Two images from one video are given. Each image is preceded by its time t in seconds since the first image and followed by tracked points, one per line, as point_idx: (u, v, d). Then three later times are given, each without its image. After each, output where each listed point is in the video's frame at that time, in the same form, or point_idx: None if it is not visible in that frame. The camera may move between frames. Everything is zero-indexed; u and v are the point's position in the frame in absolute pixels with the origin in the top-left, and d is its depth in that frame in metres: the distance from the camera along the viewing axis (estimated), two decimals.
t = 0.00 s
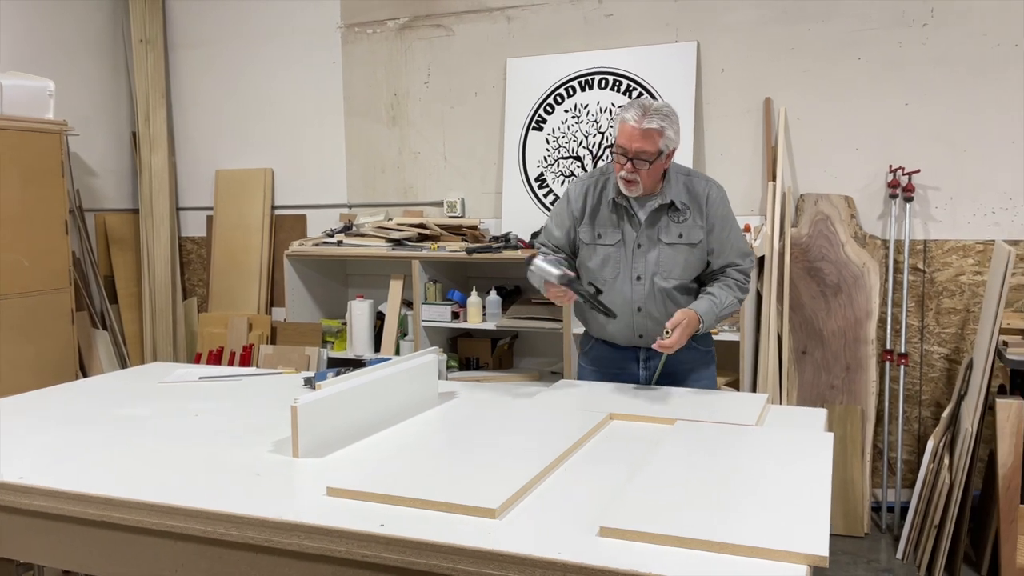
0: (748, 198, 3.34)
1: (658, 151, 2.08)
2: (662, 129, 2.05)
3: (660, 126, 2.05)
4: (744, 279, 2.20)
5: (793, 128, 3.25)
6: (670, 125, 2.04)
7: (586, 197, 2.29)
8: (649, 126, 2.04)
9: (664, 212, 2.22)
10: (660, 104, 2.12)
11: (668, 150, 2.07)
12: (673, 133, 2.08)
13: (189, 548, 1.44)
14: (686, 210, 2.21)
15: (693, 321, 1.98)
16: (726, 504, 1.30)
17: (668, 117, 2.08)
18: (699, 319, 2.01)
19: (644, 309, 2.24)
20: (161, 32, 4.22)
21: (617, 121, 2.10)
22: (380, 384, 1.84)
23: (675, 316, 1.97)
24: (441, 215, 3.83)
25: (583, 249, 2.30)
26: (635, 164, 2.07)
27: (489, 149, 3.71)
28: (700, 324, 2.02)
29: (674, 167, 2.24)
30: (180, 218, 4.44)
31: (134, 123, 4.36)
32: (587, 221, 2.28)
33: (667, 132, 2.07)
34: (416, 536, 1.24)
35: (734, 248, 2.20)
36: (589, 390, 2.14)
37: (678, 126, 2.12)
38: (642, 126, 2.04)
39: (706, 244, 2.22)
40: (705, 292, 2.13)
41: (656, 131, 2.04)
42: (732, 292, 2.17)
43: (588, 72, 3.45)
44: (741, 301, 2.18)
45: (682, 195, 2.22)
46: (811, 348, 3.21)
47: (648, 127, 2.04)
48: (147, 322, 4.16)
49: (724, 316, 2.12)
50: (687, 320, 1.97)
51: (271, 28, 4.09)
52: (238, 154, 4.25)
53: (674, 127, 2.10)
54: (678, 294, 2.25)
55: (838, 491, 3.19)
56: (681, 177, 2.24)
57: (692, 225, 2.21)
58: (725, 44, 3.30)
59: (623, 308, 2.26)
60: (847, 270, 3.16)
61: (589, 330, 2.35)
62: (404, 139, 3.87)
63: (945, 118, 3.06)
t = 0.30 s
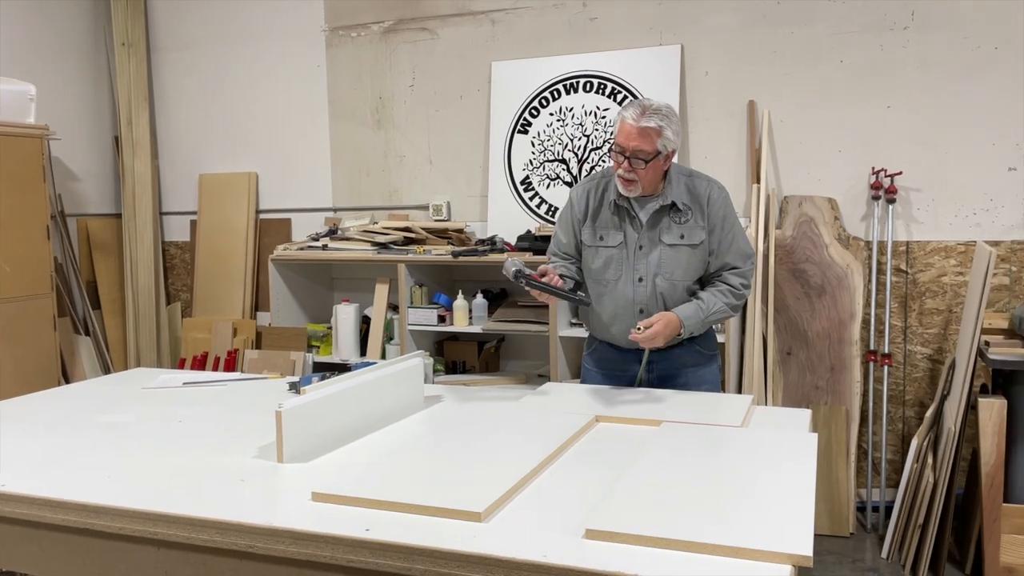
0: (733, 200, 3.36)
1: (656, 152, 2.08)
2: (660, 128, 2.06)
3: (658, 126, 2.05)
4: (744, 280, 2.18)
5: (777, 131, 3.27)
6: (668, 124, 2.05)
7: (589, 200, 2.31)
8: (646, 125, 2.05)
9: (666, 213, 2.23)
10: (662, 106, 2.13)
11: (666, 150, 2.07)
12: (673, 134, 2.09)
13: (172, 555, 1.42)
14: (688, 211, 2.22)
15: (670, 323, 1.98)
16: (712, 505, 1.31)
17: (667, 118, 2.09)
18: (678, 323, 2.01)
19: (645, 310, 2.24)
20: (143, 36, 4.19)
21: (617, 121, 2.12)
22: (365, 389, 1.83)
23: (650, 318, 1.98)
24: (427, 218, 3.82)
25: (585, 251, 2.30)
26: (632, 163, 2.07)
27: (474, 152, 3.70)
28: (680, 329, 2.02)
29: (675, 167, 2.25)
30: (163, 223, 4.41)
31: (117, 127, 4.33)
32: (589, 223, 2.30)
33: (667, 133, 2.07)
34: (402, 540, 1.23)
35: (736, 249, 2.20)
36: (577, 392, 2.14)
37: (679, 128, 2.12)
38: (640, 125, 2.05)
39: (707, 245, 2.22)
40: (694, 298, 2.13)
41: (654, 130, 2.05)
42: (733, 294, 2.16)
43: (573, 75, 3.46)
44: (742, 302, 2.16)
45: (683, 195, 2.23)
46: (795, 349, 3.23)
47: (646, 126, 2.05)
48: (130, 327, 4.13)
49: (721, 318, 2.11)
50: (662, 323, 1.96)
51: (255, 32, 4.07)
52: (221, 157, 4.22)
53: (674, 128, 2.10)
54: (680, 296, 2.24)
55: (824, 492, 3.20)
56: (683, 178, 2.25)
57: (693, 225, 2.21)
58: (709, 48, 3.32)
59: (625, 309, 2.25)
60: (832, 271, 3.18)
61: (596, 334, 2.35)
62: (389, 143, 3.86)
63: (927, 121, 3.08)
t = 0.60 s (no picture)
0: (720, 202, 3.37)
1: (647, 154, 2.08)
2: (650, 131, 2.06)
3: (648, 128, 2.06)
4: (734, 284, 2.18)
5: (764, 133, 3.28)
6: (658, 127, 2.05)
7: (583, 203, 2.31)
8: (636, 128, 2.05)
9: (658, 216, 2.22)
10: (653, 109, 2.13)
11: (656, 152, 2.07)
12: (663, 137, 2.09)
13: (160, 560, 1.41)
14: (680, 214, 2.21)
15: (652, 325, 2.00)
16: (700, 505, 1.31)
17: (658, 121, 2.09)
18: (662, 325, 2.02)
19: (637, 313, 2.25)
20: (129, 38, 4.17)
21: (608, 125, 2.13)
22: (354, 393, 1.82)
23: (633, 318, 2.00)
24: (415, 221, 3.81)
25: (578, 253, 2.30)
26: (622, 166, 2.08)
27: (463, 155, 3.70)
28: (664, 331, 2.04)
29: (668, 169, 2.24)
30: (150, 227, 4.38)
31: (102, 130, 4.30)
32: (583, 225, 2.30)
33: (657, 135, 2.08)
34: (391, 544, 1.23)
35: (727, 253, 2.20)
36: (566, 394, 2.14)
37: (670, 131, 2.13)
38: (630, 128, 2.05)
39: (700, 248, 2.21)
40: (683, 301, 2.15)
41: (644, 133, 2.06)
42: (722, 297, 2.17)
43: (561, 77, 3.46)
44: (732, 307, 2.17)
45: (676, 198, 2.22)
46: (783, 350, 3.24)
47: (635, 129, 2.06)
48: (116, 332, 4.10)
49: (709, 322, 2.13)
50: (644, 323, 1.99)
51: (242, 35, 4.06)
52: (208, 160, 4.21)
53: (664, 131, 2.10)
54: (672, 299, 2.25)
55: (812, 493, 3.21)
56: (676, 180, 2.24)
57: (685, 229, 2.20)
58: (696, 50, 3.33)
59: (618, 312, 2.26)
60: (818, 273, 3.19)
61: (590, 336, 2.37)
62: (377, 145, 3.85)
63: (912, 122, 3.11)
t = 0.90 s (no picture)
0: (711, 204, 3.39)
1: (636, 161, 2.09)
2: (638, 139, 2.06)
3: (636, 136, 2.05)
4: (719, 285, 2.17)
5: (754, 135, 3.29)
6: (646, 135, 2.04)
7: (572, 206, 2.32)
8: (624, 137, 2.05)
9: (646, 218, 2.23)
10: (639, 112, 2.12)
11: (646, 159, 2.07)
12: (651, 142, 2.09)
13: (149, 564, 1.41)
14: (668, 216, 2.21)
15: (630, 319, 2.00)
16: (687, 506, 1.31)
17: (644, 126, 2.08)
18: (640, 319, 2.02)
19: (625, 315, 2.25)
20: (118, 40, 4.16)
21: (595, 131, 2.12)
22: (344, 396, 1.81)
23: (611, 312, 2.01)
24: (406, 222, 3.81)
25: (567, 256, 2.31)
26: (612, 175, 2.08)
27: (454, 157, 3.70)
28: (643, 326, 2.03)
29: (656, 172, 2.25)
30: (139, 229, 4.36)
31: (91, 131, 4.29)
32: (571, 228, 2.30)
33: (645, 141, 2.07)
34: (381, 546, 1.22)
35: (713, 255, 2.19)
36: (558, 397, 2.14)
37: (657, 134, 2.12)
38: (618, 138, 2.05)
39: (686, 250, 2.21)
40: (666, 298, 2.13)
41: (631, 141, 2.05)
42: (705, 297, 2.14)
43: (553, 79, 3.47)
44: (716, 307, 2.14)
45: (664, 201, 2.23)
46: (773, 351, 3.25)
47: (624, 138, 2.05)
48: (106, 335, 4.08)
49: (691, 322, 2.10)
50: (622, 317, 2.00)
51: (232, 37, 4.05)
52: (198, 163, 4.19)
53: (651, 135, 2.10)
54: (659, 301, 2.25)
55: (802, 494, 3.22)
56: (664, 183, 2.25)
57: (673, 231, 2.20)
58: (686, 53, 3.34)
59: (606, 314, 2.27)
60: (809, 274, 3.22)
61: (580, 338, 2.36)
62: (368, 147, 3.85)
63: (901, 124, 3.12)
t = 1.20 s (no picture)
0: (705, 205, 3.40)
1: (622, 177, 2.07)
2: (623, 157, 2.03)
3: (620, 156, 2.02)
4: (702, 287, 2.17)
5: (748, 136, 3.30)
6: (630, 154, 2.01)
7: (559, 209, 2.32)
8: (608, 159, 2.01)
9: (633, 222, 2.23)
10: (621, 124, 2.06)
11: (632, 175, 2.05)
12: (636, 155, 2.06)
13: (144, 565, 1.41)
14: (655, 220, 2.22)
15: (609, 314, 2.02)
16: (681, 506, 1.32)
17: (628, 141, 2.04)
18: (619, 315, 2.03)
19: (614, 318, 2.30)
20: (112, 40, 4.15)
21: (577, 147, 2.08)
22: (337, 399, 1.81)
23: (592, 307, 2.04)
24: (402, 224, 3.82)
25: (556, 259, 2.34)
26: (600, 193, 2.08)
27: (449, 158, 3.71)
28: (622, 322, 2.04)
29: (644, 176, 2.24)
30: (134, 230, 4.35)
31: (85, 132, 4.28)
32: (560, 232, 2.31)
33: (630, 157, 2.04)
34: (375, 547, 1.23)
35: (698, 257, 2.19)
36: (554, 398, 2.15)
37: (640, 143, 2.08)
38: (602, 160, 2.01)
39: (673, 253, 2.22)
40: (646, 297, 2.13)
41: (616, 162, 2.02)
42: (686, 297, 2.15)
43: (548, 80, 3.47)
44: (698, 308, 2.14)
45: (651, 204, 2.22)
46: (768, 352, 3.26)
47: (608, 159, 2.02)
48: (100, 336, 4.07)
49: (671, 321, 2.10)
50: (602, 311, 2.01)
51: (227, 37, 4.05)
52: (193, 164, 4.19)
53: (635, 147, 2.06)
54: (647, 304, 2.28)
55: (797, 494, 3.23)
56: (652, 186, 2.24)
57: (659, 235, 2.21)
58: (681, 55, 3.35)
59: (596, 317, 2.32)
60: (803, 275, 3.22)
61: (569, 339, 2.38)
62: (363, 148, 3.85)
63: (894, 126, 3.14)
